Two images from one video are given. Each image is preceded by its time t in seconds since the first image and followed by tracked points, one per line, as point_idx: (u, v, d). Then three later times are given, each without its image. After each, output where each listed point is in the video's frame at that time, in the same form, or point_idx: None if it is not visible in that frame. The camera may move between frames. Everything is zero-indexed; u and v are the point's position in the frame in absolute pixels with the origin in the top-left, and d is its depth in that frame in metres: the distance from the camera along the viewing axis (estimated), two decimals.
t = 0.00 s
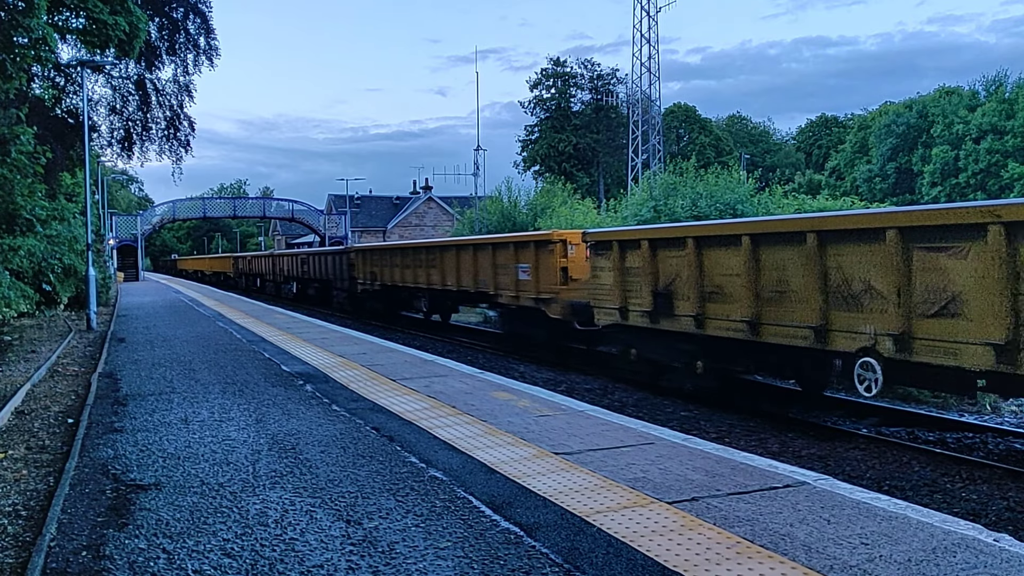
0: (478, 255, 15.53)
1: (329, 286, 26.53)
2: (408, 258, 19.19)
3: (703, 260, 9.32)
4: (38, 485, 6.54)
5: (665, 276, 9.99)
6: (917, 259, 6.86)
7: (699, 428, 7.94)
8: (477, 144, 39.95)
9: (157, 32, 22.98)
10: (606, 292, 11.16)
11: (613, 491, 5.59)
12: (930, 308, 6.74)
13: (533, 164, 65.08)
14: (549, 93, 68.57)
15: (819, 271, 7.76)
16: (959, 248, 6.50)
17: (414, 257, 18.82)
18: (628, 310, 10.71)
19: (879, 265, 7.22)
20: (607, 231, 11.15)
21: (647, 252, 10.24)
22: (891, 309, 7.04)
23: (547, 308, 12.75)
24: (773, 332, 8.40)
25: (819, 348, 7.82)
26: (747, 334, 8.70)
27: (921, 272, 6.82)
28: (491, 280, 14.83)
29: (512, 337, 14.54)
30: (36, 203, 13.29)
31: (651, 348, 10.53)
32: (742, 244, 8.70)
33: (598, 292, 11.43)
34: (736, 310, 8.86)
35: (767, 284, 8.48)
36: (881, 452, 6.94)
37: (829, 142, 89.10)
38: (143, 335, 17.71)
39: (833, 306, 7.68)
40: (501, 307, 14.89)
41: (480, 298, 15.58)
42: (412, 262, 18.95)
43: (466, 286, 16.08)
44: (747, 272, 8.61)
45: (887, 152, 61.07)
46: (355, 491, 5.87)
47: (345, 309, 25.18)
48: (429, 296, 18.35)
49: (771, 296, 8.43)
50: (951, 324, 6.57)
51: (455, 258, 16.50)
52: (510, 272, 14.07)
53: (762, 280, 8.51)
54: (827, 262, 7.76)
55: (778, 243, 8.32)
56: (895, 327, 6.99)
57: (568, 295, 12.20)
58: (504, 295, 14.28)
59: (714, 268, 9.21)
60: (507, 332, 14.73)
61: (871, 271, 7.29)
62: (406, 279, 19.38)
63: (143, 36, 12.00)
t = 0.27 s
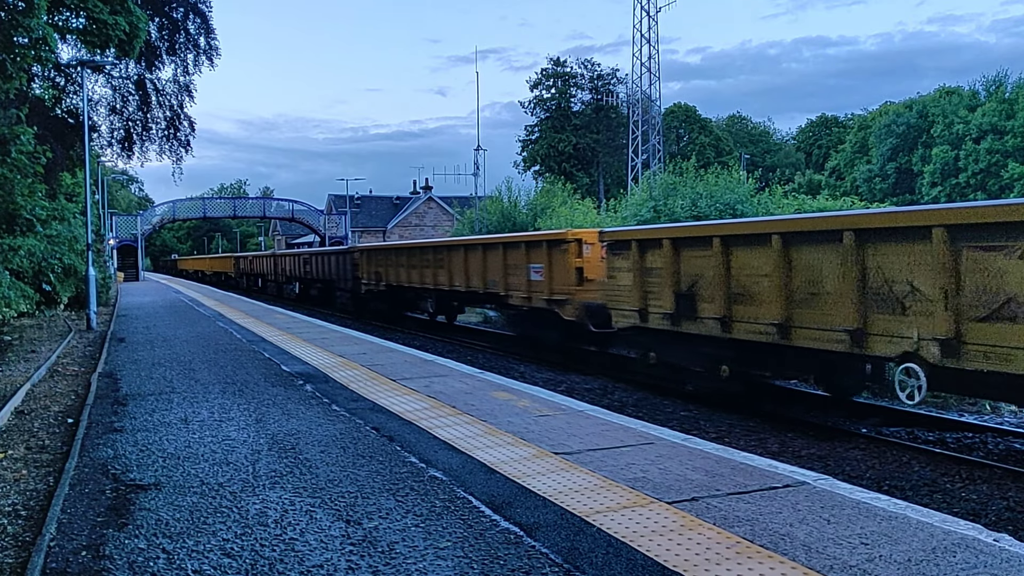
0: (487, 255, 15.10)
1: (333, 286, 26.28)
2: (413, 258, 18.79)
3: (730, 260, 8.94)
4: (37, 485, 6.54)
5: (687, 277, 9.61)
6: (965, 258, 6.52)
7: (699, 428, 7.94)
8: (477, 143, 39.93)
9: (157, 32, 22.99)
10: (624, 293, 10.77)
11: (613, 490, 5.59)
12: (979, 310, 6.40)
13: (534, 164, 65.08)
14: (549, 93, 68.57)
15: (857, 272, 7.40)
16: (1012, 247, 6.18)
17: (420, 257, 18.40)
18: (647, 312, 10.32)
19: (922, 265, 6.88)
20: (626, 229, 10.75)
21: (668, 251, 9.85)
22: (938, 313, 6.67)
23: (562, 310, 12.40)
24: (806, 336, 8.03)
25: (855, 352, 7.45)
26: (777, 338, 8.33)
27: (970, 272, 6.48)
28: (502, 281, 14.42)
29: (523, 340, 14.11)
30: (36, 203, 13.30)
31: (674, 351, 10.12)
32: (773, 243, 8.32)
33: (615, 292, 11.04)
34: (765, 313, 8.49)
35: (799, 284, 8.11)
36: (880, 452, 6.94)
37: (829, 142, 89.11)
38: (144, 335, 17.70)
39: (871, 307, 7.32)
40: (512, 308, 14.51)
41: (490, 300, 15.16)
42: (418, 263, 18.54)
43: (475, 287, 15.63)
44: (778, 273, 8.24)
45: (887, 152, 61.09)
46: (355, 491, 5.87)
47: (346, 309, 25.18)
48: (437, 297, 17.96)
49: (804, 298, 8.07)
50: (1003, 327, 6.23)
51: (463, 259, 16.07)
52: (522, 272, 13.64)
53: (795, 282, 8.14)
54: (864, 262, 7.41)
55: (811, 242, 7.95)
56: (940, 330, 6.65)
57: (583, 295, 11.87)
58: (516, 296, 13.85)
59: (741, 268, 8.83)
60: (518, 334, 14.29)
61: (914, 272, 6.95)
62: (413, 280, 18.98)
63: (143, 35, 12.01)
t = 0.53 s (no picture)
0: (497, 255, 14.68)
1: (337, 286, 26.03)
2: (420, 258, 18.38)
3: (759, 261, 8.44)
4: (37, 485, 6.54)
5: (712, 278, 9.13)
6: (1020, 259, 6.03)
7: (699, 429, 7.94)
8: (477, 144, 39.86)
9: (157, 32, 23.00)
10: (643, 294, 10.25)
11: (613, 490, 5.59)
12: None
13: (534, 164, 65.06)
14: (549, 93, 68.56)
15: (899, 273, 6.90)
16: None
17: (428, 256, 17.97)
18: (668, 314, 9.84)
19: (972, 266, 6.39)
20: (645, 229, 10.22)
21: (691, 251, 9.35)
22: (991, 316, 6.20)
23: (576, 311, 12.04)
24: (842, 341, 7.53)
25: (897, 358, 6.97)
26: (811, 342, 7.82)
27: None
28: (512, 281, 14.01)
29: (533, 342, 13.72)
30: (36, 203, 13.30)
31: (691, 354, 9.61)
32: (805, 242, 7.81)
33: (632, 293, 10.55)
34: (798, 315, 7.99)
35: (834, 286, 7.61)
36: (881, 452, 6.94)
37: (829, 142, 89.11)
38: (144, 334, 17.70)
39: (914, 311, 6.83)
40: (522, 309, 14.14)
41: (500, 301, 14.77)
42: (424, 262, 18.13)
43: (484, 288, 15.21)
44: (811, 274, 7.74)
45: (887, 152, 61.09)
46: (355, 491, 5.87)
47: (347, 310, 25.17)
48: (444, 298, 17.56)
49: (839, 300, 7.56)
50: None
51: (472, 258, 15.65)
52: (534, 273, 13.22)
53: (829, 283, 7.65)
54: (906, 263, 6.91)
55: (845, 241, 7.45)
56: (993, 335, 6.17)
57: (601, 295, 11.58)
58: (527, 297, 13.46)
59: (770, 269, 8.34)
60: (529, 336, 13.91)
61: (963, 273, 6.45)
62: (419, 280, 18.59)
63: (143, 35, 12.00)
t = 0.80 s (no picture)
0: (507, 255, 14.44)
1: (341, 287, 25.97)
2: (426, 258, 18.17)
3: (790, 261, 8.07)
4: (38, 485, 6.54)
5: (738, 280, 8.75)
6: None
7: (699, 428, 7.94)
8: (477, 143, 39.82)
9: (157, 32, 23.00)
10: (662, 295, 9.87)
11: (613, 490, 5.59)
12: None
13: (534, 164, 65.03)
14: (549, 93, 68.50)
15: (947, 272, 6.52)
16: None
17: (434, 256, 17.76)
18: (688, 317, 9.45)
19: None
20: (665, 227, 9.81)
21: (715, 252, 8.98)
22: None
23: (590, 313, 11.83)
24: (880, 345, 7.14)
25: (941, 363, 6.57)
26: (846, 347, 7.45)
27: None
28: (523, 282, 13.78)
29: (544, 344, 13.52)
30: (36, 203, 13.30)
31: (711, 359, 9.18)
32: (841, 242, 7.44)
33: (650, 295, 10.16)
34: (831, 319, 7.62)
35: (871, 288, 7.24)
36: (881, 452, 6.94)
37: (829, 142, 89.11)
38: (144, 335, 17.71)
39: (962, 314, 6.44)
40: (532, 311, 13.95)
41: (508, 301, 14.53)
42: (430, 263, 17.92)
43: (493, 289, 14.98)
44: (848, 275, 7.37)
45: (887, 152, 61.07)
46: (355, 491, 5.87)
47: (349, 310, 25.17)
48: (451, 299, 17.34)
49: (876, 303, 7.19)
50: None
51: (480, 258, 15.42)
52: (546, 273, 13.02)
53: (866, 285, 7.28)
54: (952, 263, 6.53)
55: (885, 241, 7.08)
56: None
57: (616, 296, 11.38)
58: (539, 299, 13.22)
59: (802, 270, 7.97)
60: (540, 338, 13.71)
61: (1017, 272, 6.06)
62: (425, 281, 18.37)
63: (143, 36, 12.00)
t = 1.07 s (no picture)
0: (517, 254, 14.21)
1: (344, 287, 25.94)
2: (433, 257, 17.99)
3: (820, 260, 7.59)
4: (37, 485, 6.54)
5: (764, 281, 8.30)
6: None
7: (699, 428, 7.94)
8: (477, 143, 39.79)
9: (157, 32, 23.01)
10: (683, 296, 9.43)
11: (613, 490, 5.59)
12: None
13: (533, 164, 65.03)
14: (549, 93, 68.50)
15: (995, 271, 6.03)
16: None
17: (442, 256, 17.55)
18: (710, 319, 9.01)
19: None
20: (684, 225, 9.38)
21: (739, 251, 8.53)
22: None
23: (605, 315, 11.47)
24: (917, 350, 6.66)
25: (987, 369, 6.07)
26: (882, 351, 6.94)
27: None
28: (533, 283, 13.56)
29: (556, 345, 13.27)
30: (36, 203, 13.31)
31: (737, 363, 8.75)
32: (877, 240, 6.95)
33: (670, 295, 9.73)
34: (865, 322, 7.13)
35: (908, 289, 6.76)
36: (881, 452, 6.94)
37: (829, 142, 89.17)
38: (143, 335, 17.71)
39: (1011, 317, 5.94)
40: (543, 311, 13.78)
41: (519, 302, 14.36)
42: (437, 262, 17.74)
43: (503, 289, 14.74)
44: (882, 275, 6.90)
45: (887, 152, 61.09)
46: (355, 491, 5.87)
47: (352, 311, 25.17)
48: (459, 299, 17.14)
49: (916, 304, 6.69)
50: None
51: (489, 257, 15.21)
52: (557, 274, 12.75)
53: (903, 286, 6.78)
54: (1000, 262, 6.04)
55: (923, 239, 6.61)
56: None
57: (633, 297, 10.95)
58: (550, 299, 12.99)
59: (832, 270, 7.49)
60: (552, 340, 13.53)
61: None
62: (432, 281, 18.15)
63: (143, 35, 12.00)
